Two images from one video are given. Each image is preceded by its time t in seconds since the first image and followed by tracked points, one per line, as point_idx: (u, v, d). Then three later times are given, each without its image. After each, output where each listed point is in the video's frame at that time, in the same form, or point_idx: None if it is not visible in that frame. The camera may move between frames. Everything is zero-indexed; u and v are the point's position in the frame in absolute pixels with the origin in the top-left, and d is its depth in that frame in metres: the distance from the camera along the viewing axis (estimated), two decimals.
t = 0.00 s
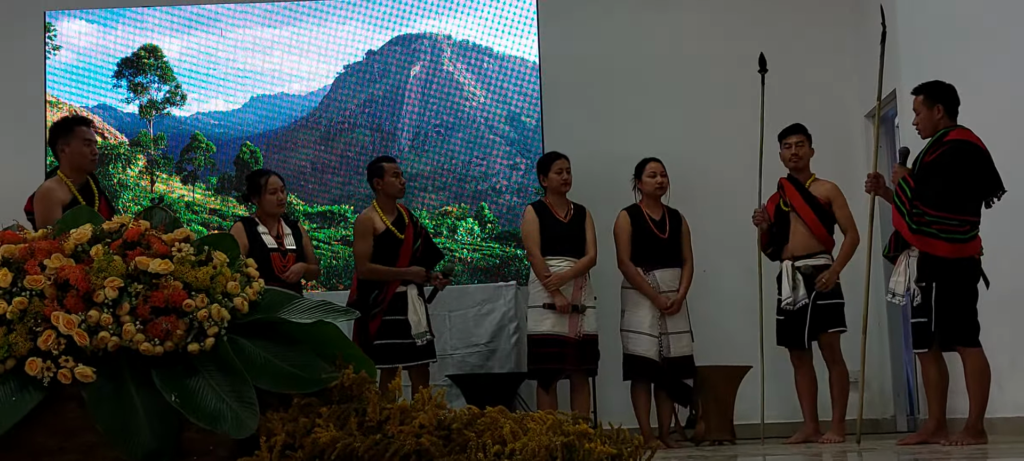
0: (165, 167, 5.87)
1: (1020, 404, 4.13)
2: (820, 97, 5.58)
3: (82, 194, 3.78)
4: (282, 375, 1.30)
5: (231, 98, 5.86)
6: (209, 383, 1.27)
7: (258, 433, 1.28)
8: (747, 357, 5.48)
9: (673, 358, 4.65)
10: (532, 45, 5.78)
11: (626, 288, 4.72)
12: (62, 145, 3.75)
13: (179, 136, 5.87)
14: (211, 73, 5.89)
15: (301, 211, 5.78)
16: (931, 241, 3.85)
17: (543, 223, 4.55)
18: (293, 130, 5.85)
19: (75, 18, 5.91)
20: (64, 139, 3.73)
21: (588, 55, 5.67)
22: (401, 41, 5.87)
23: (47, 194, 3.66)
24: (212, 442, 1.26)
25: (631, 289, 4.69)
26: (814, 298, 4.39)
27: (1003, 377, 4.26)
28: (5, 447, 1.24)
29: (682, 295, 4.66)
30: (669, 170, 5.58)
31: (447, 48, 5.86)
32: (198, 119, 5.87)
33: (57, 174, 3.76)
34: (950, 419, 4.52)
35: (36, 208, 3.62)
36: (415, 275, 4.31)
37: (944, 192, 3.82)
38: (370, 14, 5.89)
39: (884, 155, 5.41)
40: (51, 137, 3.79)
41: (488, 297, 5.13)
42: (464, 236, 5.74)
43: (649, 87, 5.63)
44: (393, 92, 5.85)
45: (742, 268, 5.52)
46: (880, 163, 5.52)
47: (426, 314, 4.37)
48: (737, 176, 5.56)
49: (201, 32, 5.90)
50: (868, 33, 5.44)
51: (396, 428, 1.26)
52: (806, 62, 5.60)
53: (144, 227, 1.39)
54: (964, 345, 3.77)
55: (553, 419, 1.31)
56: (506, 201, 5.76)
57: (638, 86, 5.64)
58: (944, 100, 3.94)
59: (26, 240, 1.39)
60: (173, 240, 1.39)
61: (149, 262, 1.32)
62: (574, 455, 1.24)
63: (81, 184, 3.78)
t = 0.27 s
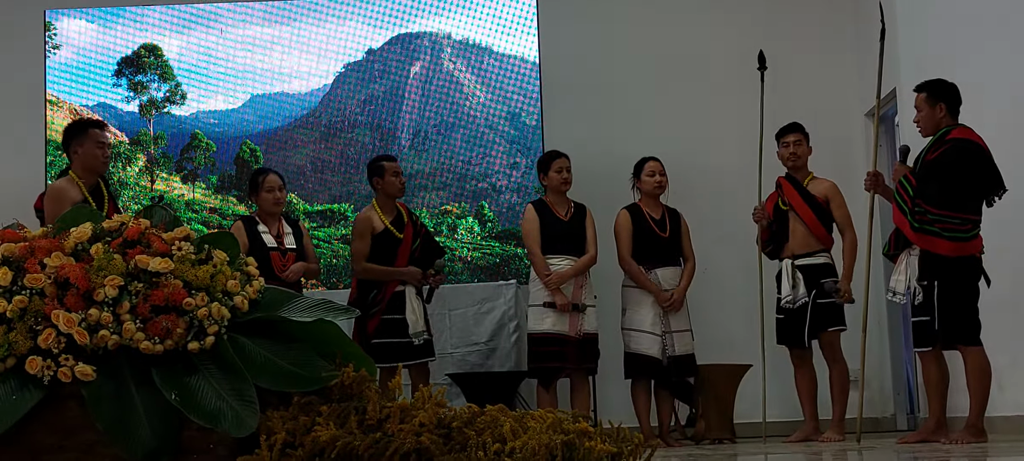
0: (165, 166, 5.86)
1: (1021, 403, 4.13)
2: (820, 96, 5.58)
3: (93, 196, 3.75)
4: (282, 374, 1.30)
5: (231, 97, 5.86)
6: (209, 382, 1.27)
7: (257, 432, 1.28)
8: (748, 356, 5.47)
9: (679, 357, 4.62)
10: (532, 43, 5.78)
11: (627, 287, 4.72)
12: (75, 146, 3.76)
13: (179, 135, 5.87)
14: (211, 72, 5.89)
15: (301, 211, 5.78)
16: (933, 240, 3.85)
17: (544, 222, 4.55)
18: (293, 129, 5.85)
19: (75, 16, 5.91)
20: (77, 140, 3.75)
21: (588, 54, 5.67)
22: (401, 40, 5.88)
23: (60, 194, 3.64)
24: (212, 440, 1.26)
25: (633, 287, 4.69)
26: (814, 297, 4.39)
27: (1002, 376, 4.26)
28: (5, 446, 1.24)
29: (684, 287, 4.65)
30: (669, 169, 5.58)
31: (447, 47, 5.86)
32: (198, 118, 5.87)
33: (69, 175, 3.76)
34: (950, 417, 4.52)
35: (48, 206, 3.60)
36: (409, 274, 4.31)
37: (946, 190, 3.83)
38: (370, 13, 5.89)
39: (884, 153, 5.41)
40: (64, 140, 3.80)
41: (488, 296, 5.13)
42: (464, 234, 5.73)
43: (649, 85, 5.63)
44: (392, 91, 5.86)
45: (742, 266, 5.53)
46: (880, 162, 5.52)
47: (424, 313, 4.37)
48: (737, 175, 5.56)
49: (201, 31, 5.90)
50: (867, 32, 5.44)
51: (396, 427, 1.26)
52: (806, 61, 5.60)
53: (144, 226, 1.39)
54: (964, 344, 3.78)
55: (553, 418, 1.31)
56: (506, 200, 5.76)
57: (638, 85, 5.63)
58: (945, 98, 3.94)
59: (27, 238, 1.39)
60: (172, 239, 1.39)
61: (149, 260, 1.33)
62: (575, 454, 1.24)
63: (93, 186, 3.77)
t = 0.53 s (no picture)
0: (165, 165, 5.86)
1: (1020, 401, 4.14)
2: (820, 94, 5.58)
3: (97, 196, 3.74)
4: (282, 372, 1.30)
5: (230, 96, 5.87)
6: (209, 381, 1.27)
7: (258, 431, 1.27)
8: (748, 354, 5.47)
9: (677, 355, 4.62)
10: (532, 42, 5.78)
11: (626, 286, 4.72)
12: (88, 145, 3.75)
13: (178, 134, 5.87)
14: (211, 72, 5.89)
15: (300, 209, 5.78)
16: (933, 237, 3.85)
17: (543, 221, 4.56)
18: (292, 128, 5.85)
19: (74, 16, 5.91)
20: (91, 140, 3.74)
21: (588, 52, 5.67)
22: (401, 39, 5.88)
23: (63, 192, 3.65)
24: (212, 439, 1.26)
25: (633, 285, 4.69)
26: (813, 295, 4.39)
27: (1002, 375, 4.27)
28: (5, 445, 1.24)
29: (679, 275, 4.63)
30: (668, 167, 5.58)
31: (447, 46, 5.86)
32: (197, 117, 5.87)
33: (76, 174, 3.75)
34: (950, 416, 4.52)
35: (50, 204, 3.61)
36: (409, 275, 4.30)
37: (947, 187, 3.82)
38: (370, 12, 5.90)
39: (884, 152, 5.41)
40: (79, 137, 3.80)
41: (488, 295, 5.12)
42: (463, 233, 5.73)
43: (649, 84, 5.63)
44: (392, 90, 5.86)
45: (742, 265, 5.53)
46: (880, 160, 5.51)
47: (422, 312, 4.38)
48: (737, 173, 5.56)
49: (200, 30, 5.90)
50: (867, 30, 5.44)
51: (396, 425, 1.25)
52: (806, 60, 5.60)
53: (143, 225, 1.39)
54: (964, 342, 3.78)
55: (553, 416, 1.31)
56: (506, 198, 5.76)
57: (638, 83, 5.63)
58: (949, 97, 3.91)
59: (26, 237, 1.39)
60: (172, 238, 1.39)
61: (149, 259, 1.33)
62: (575, 452, 1.24)
63: (100, 186, 3.76)
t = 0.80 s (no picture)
0: (164, 160, 5.86)
1: (1019, 396, 4.14)
2: (819, 88, 5.58)
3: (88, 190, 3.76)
4: (281, 367, 1.30)
5: (230, 91, 5.86)
6: (209, 375, 1.27)
7: (257, 425, 1.27)
8: (747, 349, 5.48)
9: (673, 350, 4.63)
10: (531, 36, 5.77)
11: (624, 280, 4.72)
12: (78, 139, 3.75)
13: (177, 129, 5.86)
14: (210, 66, 5.88)
15: (299, 204, 5.79)
16: (929, 228, 3.85)
17: (543, 216, 4.56)
18: (292, 123, 5.85)
19: (72, 11, 5.92)
20: (81, 134, 3.74)
21: (588, 46, 5.66)
22: (400, 33, 5.87)
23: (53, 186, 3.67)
24: (212, 433, 1.26)
25: (631, 279, 4.70)
26: (811, 290, 4.40)
27: (1001, 370, 4.27)
28: (5, 440, 1.24)
29: (676, 271, 4.63)
30: (668, 162, 5.58)
31: (446, 41, 5.85)
32: (196, 112, 5.86)
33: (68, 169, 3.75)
34: (948, 410, 4.53)
35: (40, 199, 3.63)
36: (404, 270, 4.30)
37: (945, 181, 3.81)
38: (369, 7, 5.88)
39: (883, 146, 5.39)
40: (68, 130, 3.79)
41: (487, 290, 5.12)
42: (462, 228, 5.73)
43: (648, 79, 5.63)
44: (391, 84, 5.85)
45: (741, 259, 5.53)
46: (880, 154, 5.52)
47: (420, 306, 4.36)
48: (737, 167, 5.55)
49: (199, 24, 5.89)
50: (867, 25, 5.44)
51: (396, 419, 1.25)
52: (806, 54, 5.59)
53: (142, 219, 1.39)
54: (963, 336, 3.78)
55: (552, 410, 1.31)
56: (505, 193, 5.76)
57: (637, 78, 5.63)
58: (953, 93, 3.90)
59: (25, 232, 1.39)
60: (172, 232, 1.39)
61: (148, 253, 1.32)
62: (574, 446, 1.24)
63: (91, 180, 3.77)
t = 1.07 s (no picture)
0: (161, 157, 5.85)
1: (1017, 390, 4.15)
2: (817, 84, 5.57)
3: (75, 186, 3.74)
4: (278, 363, 1.30)
5: (227, 88, 5.85)
6: (207, 372, 1.26)
7: (255, 421, 1.27)
8: (744, 344, 5.48)
9: (671, 347, 4.63)
10: (528, 33, 5.77)
11: (621, 276, 4.73)
12: (62, 134, 3.74)
13: (175, 126, 5.86)
14: (207, 63, 5.87)
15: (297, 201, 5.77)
16: (923, 219, 3.88)
17: (540, 212, 4.56)
18: (289, 120, 5.84)
19: (69, 8, 5.89)
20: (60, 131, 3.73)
21: (585, 42, 5.65)
22: (397, 30, 5.86)
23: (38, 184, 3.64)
24: (209, 430, 1.25)
25: (627, 275, 4.71)
26: (809, 286, 4.39)
27: (999, 364, 4.28)
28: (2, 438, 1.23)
29: (672, 268, 4.62)
30: (666, 158, 5.58)
31: (443, 37, 5.85)
32: (194, 109, 5.86)
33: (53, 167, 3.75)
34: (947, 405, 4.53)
35: (25, 198, 3.60)
36: (404, 269, 4.31)
37: (939, 171, 3.80)
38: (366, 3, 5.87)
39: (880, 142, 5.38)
40: (51, 127, 3.78)
41: (485, 286, 5.12)
42: (460, 224, 5.74)
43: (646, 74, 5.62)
44: (389, 81, 5.85)
45: (739, 255, 5.52)
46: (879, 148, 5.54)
47: (418, 304, 4.36)
48: (735, 163, 5.55)
49: (196, 21, 5.87)
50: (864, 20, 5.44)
51: (394, 416, 1.25)
52: (804, 50, 5.59)
53: (139, 216, 1.39)
54: (962, 332, 3.80)
55: (550, 407, 1.29)
56: (503, 189, 5.76)
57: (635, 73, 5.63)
58: (954, 88, 3.89)
59: (22, 229, 1.38)
60: (169, 230, 1.39)
61: (145, 251, 1.32)
62: (573, 443, 1.22)
63: (77, 176, 3.74)
